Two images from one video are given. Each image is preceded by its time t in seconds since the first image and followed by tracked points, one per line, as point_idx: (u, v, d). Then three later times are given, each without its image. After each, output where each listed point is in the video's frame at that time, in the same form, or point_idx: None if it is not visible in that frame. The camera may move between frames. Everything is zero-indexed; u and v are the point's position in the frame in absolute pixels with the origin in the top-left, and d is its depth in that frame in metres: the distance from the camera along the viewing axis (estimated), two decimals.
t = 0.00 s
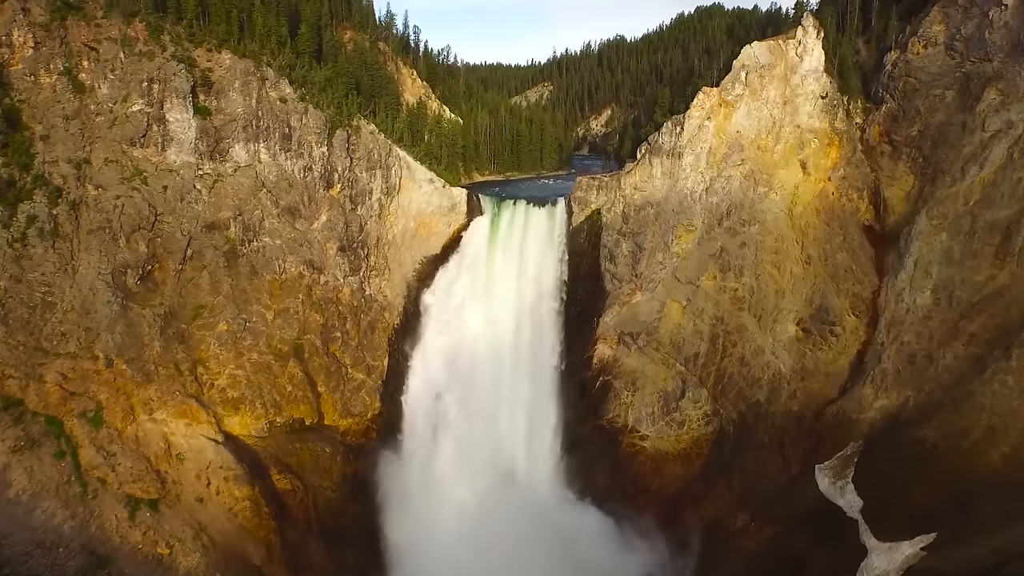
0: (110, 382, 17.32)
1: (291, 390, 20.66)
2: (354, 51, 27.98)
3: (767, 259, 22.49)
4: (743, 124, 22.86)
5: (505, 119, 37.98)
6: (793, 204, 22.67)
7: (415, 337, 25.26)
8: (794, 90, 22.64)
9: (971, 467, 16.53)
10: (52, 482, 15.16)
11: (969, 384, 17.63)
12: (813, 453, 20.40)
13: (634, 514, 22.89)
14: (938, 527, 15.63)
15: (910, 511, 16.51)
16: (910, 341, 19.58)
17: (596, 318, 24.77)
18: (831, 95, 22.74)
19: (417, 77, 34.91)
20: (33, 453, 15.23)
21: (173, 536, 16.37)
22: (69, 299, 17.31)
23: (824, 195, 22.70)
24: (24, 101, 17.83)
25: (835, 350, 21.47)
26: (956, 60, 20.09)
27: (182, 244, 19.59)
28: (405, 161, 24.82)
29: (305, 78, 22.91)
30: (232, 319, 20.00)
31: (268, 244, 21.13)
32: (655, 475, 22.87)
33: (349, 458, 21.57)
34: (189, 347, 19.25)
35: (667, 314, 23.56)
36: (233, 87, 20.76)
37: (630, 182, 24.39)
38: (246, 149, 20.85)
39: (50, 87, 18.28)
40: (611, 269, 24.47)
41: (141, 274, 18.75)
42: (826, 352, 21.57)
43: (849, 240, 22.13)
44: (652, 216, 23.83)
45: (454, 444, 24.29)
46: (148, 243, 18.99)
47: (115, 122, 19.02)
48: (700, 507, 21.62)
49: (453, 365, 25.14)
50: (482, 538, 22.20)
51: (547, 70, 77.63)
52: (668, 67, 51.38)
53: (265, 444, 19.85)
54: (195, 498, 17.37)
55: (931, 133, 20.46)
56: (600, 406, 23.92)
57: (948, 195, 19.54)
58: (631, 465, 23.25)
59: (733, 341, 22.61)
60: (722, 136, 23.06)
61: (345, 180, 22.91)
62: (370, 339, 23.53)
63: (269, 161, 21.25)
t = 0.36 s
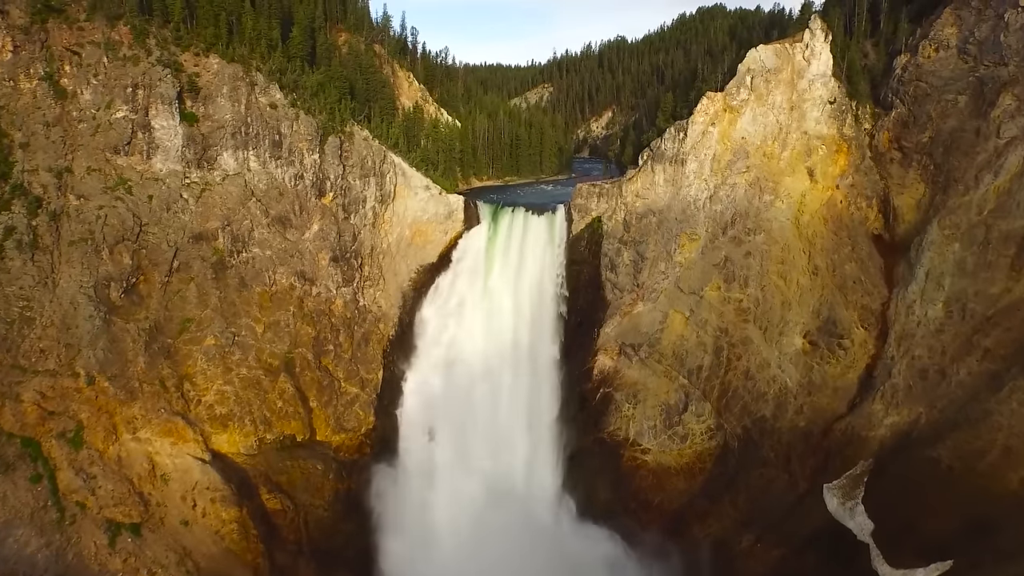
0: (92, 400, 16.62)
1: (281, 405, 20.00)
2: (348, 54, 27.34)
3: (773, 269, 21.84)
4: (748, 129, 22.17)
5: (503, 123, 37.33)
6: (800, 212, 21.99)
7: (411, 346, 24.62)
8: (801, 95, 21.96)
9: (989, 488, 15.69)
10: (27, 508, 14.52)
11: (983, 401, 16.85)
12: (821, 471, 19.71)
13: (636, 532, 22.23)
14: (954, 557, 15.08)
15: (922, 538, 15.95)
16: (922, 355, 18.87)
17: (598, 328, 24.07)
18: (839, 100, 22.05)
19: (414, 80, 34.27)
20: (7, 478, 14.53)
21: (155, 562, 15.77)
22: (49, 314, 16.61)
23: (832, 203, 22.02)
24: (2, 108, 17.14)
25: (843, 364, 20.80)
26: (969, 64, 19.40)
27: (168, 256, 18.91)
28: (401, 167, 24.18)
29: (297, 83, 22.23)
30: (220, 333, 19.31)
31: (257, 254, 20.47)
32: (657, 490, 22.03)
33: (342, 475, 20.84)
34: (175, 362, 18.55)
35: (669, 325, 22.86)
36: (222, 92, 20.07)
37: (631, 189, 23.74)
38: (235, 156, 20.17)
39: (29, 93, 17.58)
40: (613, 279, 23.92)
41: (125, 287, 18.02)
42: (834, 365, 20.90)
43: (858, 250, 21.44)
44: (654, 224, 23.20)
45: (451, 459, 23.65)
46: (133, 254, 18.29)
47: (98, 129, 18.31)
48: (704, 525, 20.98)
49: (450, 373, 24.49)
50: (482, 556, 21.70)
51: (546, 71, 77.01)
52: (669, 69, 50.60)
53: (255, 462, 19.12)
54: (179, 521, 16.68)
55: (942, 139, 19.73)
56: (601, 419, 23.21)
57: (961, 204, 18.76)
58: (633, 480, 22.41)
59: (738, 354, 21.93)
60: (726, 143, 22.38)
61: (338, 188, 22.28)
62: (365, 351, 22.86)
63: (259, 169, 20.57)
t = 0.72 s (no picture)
0: (71, 420, 15.96)
1: (271, 422, 19.38)
2: (344, 58, 26.71)
3: (779, 280, 21.18)
4: (754, 136, 21.47)
5: (502, 127, 36.70)
6: (807, 222, 21.34)
7: (407, 360, 23.88)
8: (809, 101, 21.27)
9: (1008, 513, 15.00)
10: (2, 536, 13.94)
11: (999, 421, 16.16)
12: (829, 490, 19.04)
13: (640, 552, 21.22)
14: None
15: (941, 564, 15.39)
16: (935, 371, 18.16)
17: (598, 340, 23.42)
18: (847, 106, 21.34)
19: (411, 83, 33.65)
20: None
21: None
22: (27, 331, 15.92)
23: (840, 213, 21.34)
24: None
25: (851, 379, 20.14)
26: (983, 69, 18.66)
27: (153, 269, 18.27)
28: (396, 175, 23.56)
29: (288, 89, 21.57)
30: (207, 349, 18.67)
31: (246, 266, 19.85)
32: (660, 506, 21.34)
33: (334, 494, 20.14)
34: (160, 379, 17.88)
35: (672, 337, 22.18)
36: (209, 99, 19.43)
37: (633, 197, 23.01)
38: (223, 165, 19.54)
39: (8, 99, 16.72)
40: (614, 289, 23.21)
41: (107, 301, 17.34)
42: (842, 380, 20.23)
43: (867, 261, 20.76)
44: (656, 233, 22.50)
45: (448, 473, 22.91)
46: (116, 267, 17.62)
47: (80, 137, 17.62)
48: (708, 544, 20.15)
49: (447, 386, 23.78)
50: (481, 572, 20.41)
51: (547, 73, 76.42)
52: (671, 71, 49.85)
53: (243, 482, 18.40)
54: (163, 546, 16.06)
55: (955, 146, 18.99)
56: (602, 432, 22.58)
57: (975, 214, 18.00)
58: (635, 496, 21.71)
59: (743, 368, 21.24)
60: (731, 150, 21.66)
61: (330, 197, 21.63)
62: (358, 364, 22.24)
63: (248, 178, 19.94)
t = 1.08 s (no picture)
0: (49, 442, 15.27)
1: (260, 440, 18.71)
2: (337, 62, 26.03)
3: (785, 292, 20.54)
4: (760, 143, 20.74)
5: (501, 131, 36.01)
6: (814, 232, 20.65)
7: (402, 372, 23.34)
8: (817, 107, 20.54)
9: None
10: None
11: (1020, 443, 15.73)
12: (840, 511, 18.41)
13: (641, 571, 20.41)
14: None
15: None
16: (949, 388, 17.53)
17: (599, 351, 22.71)
18: (857, 112, 20.60)
19: (408, 86, 32.96)
20: None
21: None
22: (2, 348, 15.21)
23: (849, 223, 20.64)
24: None
25: (861, 395, 19.46)
26: (998, 74, 18.00)
27: (137, 282, 17.58)
28: (391, 183, 22.91)
29: (278, 95, 20.88)
30: (193, 365, 18.00)
31: (235, 279, 19.19)
32: (662, 524, 20.53)
33: (326, 514, 19.48)
34: (144, 398, 17.18)
35: (675, 350, 21.54)
36: (195, 105, 18.76)
37: (635, 206, 22.24)
38: (210, 174, 18.86)
39: None
40: (615, 300, 22.50)
41: (89, 317, 16.66)
42: (852, 396, 19.55)
43: (877, 273, 20.11)
44: (659, 243, 21.74)
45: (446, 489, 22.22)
46: (98, 282, 16.93)
47: (60, 146, 16.92)
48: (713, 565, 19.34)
49: (443, 398, 23.16)
50: None
51: (547, 74, 75.75)
52: (672, 72, 49.20)
53: (231, 503, 17.68)
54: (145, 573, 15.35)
55: (969, 154, 18.32)
56: (603, 445, 21.88)
57: (991, 225, 17.37)
58: (637, 512, 20.95)
59: (748, 383, 20.54)
60: (736, 157, 20.92)
61: (322, 207, 20.98)
62: (351, 379, 21.59)
63: (236, 188, 19.28)
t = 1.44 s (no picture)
0: (24, 465, 14.59)
1: (249, 459, 18.04)
2: (331, 66, 25.37)
3: (792, 305, 19.89)
4: (766, 150, 20.02)
5: (500, 135, 35.33)
6: (823, 243, 19.95)
7: (396, 384, 22.67)
8: (825, 113, 19.83)
9: None
10: None
11: None
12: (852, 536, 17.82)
13: None
14: None
15: None
16: (964, 407, 16.84)
17: (600, 363, 21.92)
18: (867, 118, 19.87)
19: (404, 89, 32.29)
20: None
21: None
22: None
23: (858, 233, 19.93)
24: None
25: (871, 412, 18.77)
26: (1015, 78, 17.32)
27: (120, 297, 16.93)
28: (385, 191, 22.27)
29: (268, 101, 20.18)
30: (178, 383, 17.36)
31: (222, 293, 18.58)
32: (665, 541, 19.70)
33: (317, 535, 18.80)
34: (127, 417, 16.54)
35: (678, 363, 20.82)
36: (181, 113, 18.12)
37: (636, 214, 21.47)
38: (196, 184, 18.22)
39: None
40: (616, 311, 21.61)
41: (69, 333, 16.00)
42: (861, 413, 18.87)
43: (888, 285, 19.41)
44: (662, 253, 20.99)
45: (442, 503, 21.66)
46: (78, 296, 16.25)
47: (39, 155, 16.32)
48: None
49: (439, 411, 22.54)
50: None
51: (547, 75, 75.08)
52: (674, 74, 48.56)
53: (217, 527, 16.94)
54: None
55: (985, 162, 17.62)
56: (603, 461, 21.01)
57: (1008, 236, 16.69)
58: (638, 530, 20.04)
59: (754, 399, 19.84)
60: (742, 165, 20.20)
61: (313, 218, 20.33)
62: (344, 394, 20.92)
63: (223, 198, 18.64)
